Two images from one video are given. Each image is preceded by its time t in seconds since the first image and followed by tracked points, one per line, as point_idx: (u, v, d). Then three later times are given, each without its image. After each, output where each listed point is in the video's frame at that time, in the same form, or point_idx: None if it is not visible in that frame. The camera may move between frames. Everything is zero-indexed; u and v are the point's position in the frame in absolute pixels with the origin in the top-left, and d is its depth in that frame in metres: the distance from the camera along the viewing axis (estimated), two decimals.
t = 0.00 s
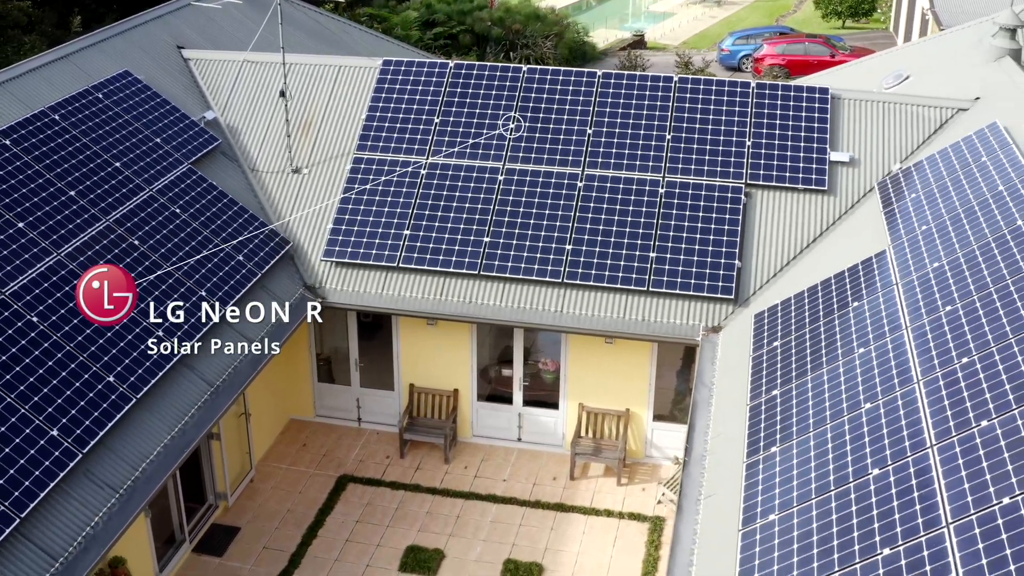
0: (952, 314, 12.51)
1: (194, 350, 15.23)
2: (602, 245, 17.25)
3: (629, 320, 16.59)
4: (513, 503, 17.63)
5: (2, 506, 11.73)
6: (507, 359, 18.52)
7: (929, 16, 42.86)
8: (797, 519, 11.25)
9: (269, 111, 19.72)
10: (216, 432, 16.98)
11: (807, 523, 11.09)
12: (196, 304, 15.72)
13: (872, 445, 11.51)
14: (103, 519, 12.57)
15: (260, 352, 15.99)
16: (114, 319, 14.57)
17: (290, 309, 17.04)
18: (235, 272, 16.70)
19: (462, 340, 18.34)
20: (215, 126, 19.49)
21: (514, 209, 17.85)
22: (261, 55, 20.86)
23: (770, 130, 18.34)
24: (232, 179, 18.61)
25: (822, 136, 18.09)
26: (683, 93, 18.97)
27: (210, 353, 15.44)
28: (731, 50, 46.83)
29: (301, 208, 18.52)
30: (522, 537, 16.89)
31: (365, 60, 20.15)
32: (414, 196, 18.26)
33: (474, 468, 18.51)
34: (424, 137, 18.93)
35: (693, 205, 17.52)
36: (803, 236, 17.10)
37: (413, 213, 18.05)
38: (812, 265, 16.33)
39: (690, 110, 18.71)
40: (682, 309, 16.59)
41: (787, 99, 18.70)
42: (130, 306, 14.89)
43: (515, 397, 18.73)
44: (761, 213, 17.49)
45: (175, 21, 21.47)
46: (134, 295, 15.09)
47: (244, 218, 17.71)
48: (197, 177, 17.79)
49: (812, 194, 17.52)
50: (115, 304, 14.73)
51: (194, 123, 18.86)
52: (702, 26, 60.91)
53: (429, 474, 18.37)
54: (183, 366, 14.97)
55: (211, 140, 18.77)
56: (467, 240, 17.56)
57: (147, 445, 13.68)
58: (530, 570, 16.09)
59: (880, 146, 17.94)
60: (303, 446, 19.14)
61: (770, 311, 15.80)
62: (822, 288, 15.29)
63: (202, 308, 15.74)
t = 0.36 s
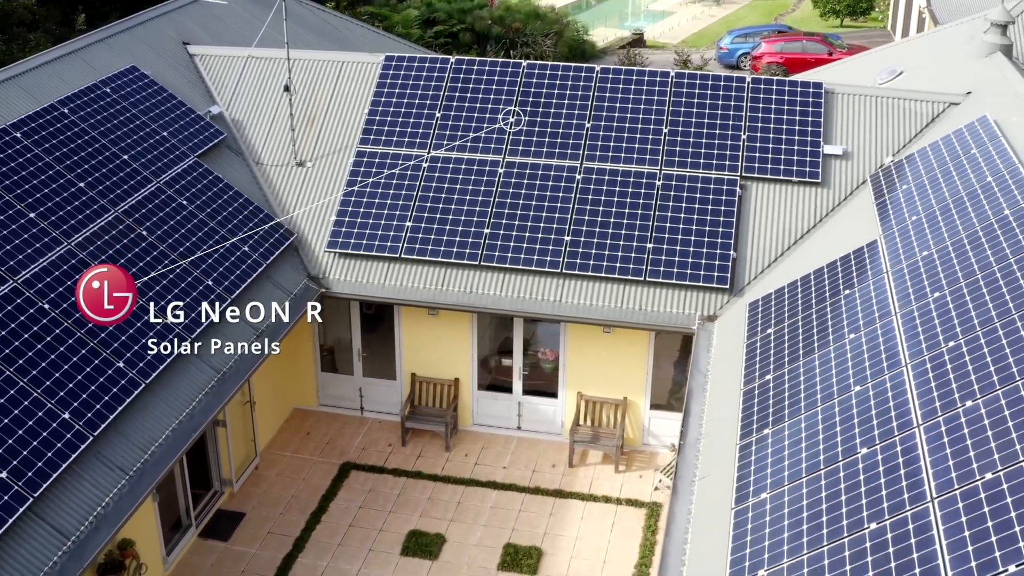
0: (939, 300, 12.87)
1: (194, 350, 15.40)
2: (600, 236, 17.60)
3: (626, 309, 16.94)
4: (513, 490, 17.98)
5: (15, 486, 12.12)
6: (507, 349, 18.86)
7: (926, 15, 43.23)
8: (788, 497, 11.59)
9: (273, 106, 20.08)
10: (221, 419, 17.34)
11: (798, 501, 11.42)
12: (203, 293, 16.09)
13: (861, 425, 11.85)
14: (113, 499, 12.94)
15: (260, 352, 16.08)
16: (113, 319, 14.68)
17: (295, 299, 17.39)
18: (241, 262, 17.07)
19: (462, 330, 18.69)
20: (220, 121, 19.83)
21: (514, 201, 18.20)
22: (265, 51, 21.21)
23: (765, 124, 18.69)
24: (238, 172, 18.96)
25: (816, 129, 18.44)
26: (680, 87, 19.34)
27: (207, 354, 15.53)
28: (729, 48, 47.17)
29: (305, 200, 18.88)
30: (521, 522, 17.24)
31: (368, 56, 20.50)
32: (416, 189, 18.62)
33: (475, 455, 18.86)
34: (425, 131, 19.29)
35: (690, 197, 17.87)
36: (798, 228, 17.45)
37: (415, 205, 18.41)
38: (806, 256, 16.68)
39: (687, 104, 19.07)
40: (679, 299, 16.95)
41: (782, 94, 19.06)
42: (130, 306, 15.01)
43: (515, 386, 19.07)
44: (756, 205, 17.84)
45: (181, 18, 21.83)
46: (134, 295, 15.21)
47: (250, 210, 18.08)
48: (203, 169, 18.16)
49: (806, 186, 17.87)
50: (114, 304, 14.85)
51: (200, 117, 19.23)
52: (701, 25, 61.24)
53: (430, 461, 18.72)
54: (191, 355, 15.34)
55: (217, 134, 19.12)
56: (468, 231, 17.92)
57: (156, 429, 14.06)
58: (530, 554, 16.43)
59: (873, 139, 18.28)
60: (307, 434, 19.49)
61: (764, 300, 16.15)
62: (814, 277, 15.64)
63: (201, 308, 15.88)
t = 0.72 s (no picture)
0: (928, 287, 13.22)
1: (194, 350, 15.52)
2: (599, 226, 17.96)
3: (624, 298, 17.30)
4: (514, 476, 18.33)
5: (29, 465, 12.47)
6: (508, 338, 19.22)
7: (923, 13, 43.62)
8: (781, 475, 11.93)
9: (278, 100, 20.43)
10: (227, 406, 17.70)
11: (790, 478, 11.76)
12: (210, 282, 16.45)
13: (852, 406, 12.20)
14: (124, 480, 13.29)
15: (260, 352, 16.15)
16: (113, 319, 14.75)
17: (300, 288, 17.75)
18: (247, 252, 17.43)
19: (464, 320, 19.04)
20: (226, 114, 20.19)
21: (514, 193, 18.56)
22: (270, 46, 21.55)
23: (761, 117, 19.05)
24: (243, 165, 19.32)
25: (810, 123, 18.80)
26: (677, 82, 19.71)
27: (206, 354, 15.62)
28: (728, 46, 47.52)
29: (310, 192, 19.24)
30: (522, 507, 17.60)
31: (371, 51, 20.86)
32: (418, 181, 18.98)
33: (476, 442, 19.21)
34: (427, 124, 19.64)
35: (686, 189, 18.24)
36: (793, 218, 17.80)
37: (417, 197, 18.76)
38: (800, 245, 17.03)
39: (683, 99, 19.43)
40: (676, 288, 17.30)
41: (777, 88, 19.42)
42: (131, 305, 15.11)
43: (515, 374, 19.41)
44: (751, 196, 18.19)
45: (186, 14, 22.18)
46: (134, 294, 15.28)
47: (255, 202, 18.45)
48: (210, 162, 18.52)
49: (801, 178, 18.23)
50: (115, 304, 14.92)
51: (207, 111, 19.59)
52: (701, 24, 61.59)
53: (432, 448, 19.08)
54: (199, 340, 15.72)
55: (223, 127, 19.48)
56: (469, 222, 18.27)
57: (165, 412, 14.42)
58: (530, 538, 16.78)
59: (866, 132, 18.63)
60: (311, 422, 19.84)
61: (759, 289, 16.50)
62: (808, 266, 16.00)
63: (201, 308, 16.00)
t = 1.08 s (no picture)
0: (919, 274, 13.56)
1: (202, 337, 15.85)
2: (598, 217, 18.30)
3: (623, 287, 17.64)
4: (514, 463, 18.66)
5: (43, 447, 12.81)
6: (509, 328, 19.55)
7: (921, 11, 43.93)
8: (775, 454, 12.26)
9: (283, 94, 20.79)
10: (234, 394, 18.03)
11: (784, 457, 12.08)
12: (218, 271, 16.80)
13: (845, 388, 12.53)
14: (135, 461, 13.63)
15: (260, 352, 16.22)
16: (114, 319, 14.83)
17: (306, 279, 18.09)
18: (253, 242, 17.78)
19: (466, 310, 19.37)
20: (232, 108, 20.54)
21: (515, 185, 18.91)
22: (275, 41, 21.90)
23: (757, 111, 19.39)
24: (249, 158, 19.67)
25: (806, 116, 19.13)
26: (675, 76, 20.05)
27: (214, 341, 15.95)
28: (727, 44, 47.86)
29: (314, 184, 19.59)
30: (523, 493, 17.93)
31: (374, 46, 21.22)
32: (421, 174, 19.33)
33: (477, 431, 19.55)
34: (430, 118, 19.99)
35: (685, 181, 18.59)
36: (789, 210, 18.14)
37: (420, 189, 19.11)
38: (796, 236, 17.37)
39: (681, 92, 19.78)
40: (674, 278, 17.64)
41: (773, 82, 19.77)
42: (132, 303, 15.20)
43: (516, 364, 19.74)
44: (748, 188, 18.55)
45: (192, 10, 22.53)
46: (134, 294, 15.34)
47: (261, 193, 18.80)
48: (217, 154, 18.87)
49: (797, 170, 18.57)
50: (115, 304, 15.00)
51: (213, 105, 19.94)
52: (700, 22, 61.92)
53: (435, 436, 19.42)
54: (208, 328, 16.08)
55: (229, 121, 19.82)
56: (471, 213, 18.61)
57: (175, 397, 14.76)
58: (531, 522, 17.12)
59: (861, 126, 18.97)
60: (315, 411, 20.17)
61: (755, 278, 16.85)
62: (803, 255, 16.34)
63: (210, 295, 16.35)
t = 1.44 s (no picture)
0: (912, 262, 13.89)
1: (210, 326, 16.16)
2: (598, 209, 18.62)
3: (623, 278, 17.97)
4: (516, 451, 18.99)
5: (56, 430, 13.14)
6: (510, 319, 19.88)
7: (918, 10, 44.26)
8: (771, 436, 12.58)
9: (288, 89, 21.12)
10: (241, 383, 18.35)
11: (780, 439, 12.41)
12: (225, 262, 17.13)
13: (839, 372, 12.86)
14: (146, 446, 13.95)
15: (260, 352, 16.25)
16: (114, 319, 14.89)
17: (312, 270, 18.41)
18: (260, 234, 18.11)
19: (468, 301, 19.70)
20: (238, 103, 20.87)
21: (517, 178, 19.22)
22: (280, 38, 22.23)
23: (755, 106, 19.72)
24: (255, 152, 20.00)
25: (803, 110, 19.46)
26: (674, 71, 20.38)
27: (222, 330, 16.27)
28: (727, 43, 48.16)
29: (319, 177, 19.92)
30: (524, 480, 18.25)
31: (378, 42, 21.54)
32: (424, 167, 19.65)
33: (479, 420, 19.88)
34: (433, 112, 20.31)
35: (683, 174, 18.91)
36: (785, 203, 18.47)
37: (423, 182, 19.43)
38: (792, 227, 17.70)
39: (680, 87, 20.10)
40: (673, 269, 17.96)
41: (770, 78, 20.09)
42: (132, 303, 15.27)
43: (517, 354, 20.07)
44: (745, 181, 18.87)
45: (198, 7, 22.85)
46: (134, 294, 15.41)
47: (267, 186, 19.13)
48: (223, 148, 19.20)
49: (794, 164, 18.89)
50: (115, 304, 15.06)
51: (219, 100, 20.26)
52: (700, 21, 62.21)
53: (437, 425, 19.75)
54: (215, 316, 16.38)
55: (235, 115, 20.15)
56: (473, 206, 18.93)
57: (184, 383, 15.09)
58: (532, 508, 17.45)
59: (857, 120, 19.29)
60: (320, 401, 20.50)
61: (753, 269, 17.17)
62: (799, 246, 16.67)
63: (217, 285, 16.67)
